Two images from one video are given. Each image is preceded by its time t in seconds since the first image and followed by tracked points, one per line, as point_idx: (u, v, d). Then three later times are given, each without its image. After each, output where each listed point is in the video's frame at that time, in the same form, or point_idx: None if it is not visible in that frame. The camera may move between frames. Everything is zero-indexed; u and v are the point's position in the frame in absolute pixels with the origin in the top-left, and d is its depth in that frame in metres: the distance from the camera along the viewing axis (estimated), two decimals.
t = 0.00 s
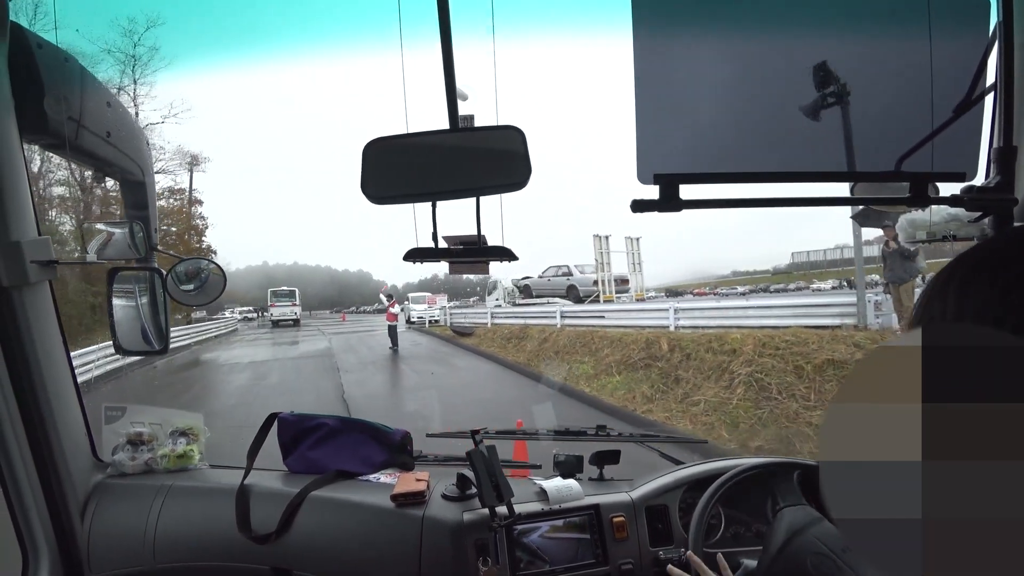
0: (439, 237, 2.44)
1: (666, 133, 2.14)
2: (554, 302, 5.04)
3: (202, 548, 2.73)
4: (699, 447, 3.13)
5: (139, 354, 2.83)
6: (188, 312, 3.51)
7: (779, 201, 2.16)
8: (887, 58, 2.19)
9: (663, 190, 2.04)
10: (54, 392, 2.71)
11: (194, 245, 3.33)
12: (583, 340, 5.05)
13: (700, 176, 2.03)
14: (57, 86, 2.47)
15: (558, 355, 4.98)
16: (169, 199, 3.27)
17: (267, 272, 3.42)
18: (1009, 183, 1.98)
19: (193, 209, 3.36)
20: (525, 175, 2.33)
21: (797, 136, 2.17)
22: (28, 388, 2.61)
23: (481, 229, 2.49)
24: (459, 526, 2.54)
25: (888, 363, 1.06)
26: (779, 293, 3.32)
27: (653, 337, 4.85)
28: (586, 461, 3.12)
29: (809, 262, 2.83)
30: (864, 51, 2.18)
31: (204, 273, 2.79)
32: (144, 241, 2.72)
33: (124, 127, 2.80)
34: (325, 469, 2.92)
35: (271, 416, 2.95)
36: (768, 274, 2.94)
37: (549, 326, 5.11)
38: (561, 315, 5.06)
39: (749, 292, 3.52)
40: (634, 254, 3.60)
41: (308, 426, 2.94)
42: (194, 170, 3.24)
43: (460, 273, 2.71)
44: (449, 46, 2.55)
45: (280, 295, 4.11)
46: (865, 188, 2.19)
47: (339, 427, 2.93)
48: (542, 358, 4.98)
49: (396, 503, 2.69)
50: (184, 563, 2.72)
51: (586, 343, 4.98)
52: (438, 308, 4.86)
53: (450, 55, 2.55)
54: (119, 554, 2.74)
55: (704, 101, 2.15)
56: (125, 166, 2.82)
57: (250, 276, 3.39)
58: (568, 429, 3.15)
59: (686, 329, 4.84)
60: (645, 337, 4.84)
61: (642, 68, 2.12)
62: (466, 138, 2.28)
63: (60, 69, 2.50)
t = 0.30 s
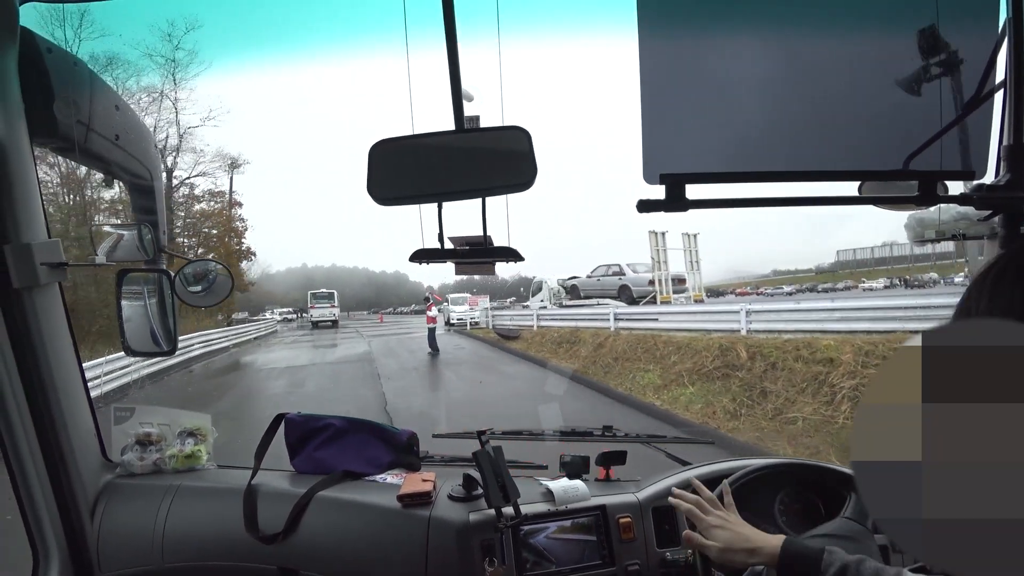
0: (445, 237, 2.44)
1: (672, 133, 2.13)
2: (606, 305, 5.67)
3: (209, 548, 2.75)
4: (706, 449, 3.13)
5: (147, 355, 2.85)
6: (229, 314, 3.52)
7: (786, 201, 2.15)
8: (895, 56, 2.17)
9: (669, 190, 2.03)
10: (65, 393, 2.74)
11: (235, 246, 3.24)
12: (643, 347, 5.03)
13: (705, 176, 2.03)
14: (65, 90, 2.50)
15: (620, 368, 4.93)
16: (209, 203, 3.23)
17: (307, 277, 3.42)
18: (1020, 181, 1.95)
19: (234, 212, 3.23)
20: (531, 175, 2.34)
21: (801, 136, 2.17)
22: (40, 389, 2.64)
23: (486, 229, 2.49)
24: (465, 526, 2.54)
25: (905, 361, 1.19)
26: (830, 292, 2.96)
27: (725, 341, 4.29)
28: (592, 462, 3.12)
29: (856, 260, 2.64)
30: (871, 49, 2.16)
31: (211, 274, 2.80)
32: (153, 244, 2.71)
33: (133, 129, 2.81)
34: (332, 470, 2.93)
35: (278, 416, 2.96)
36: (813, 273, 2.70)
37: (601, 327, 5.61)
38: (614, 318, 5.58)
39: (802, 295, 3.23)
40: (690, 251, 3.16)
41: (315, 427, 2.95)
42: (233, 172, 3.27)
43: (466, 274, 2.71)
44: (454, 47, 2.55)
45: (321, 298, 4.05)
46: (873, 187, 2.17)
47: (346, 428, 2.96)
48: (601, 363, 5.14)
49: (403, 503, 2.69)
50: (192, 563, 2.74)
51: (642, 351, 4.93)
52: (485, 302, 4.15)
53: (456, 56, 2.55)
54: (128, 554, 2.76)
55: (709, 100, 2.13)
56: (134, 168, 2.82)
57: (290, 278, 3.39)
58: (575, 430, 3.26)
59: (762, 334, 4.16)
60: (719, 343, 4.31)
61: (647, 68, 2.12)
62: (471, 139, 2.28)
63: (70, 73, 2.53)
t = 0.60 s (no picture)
0: (448, 237, 2.44)
1: (674, 132, 2.13)
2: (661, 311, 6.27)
3: (211, 547, 2.75)
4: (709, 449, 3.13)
5: (150, 353, 2.86)
6: (263, 314, 3.84)
7: (788, 200, 2.14)
8: (898, 54, 2.16)
9: (671, 189, 2.03)
10: (67, 393, 2.74)
11: (269, 246, 3.40)
12: (712, 358, 4.84)
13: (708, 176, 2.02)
14: (67, 90, 2.52)
15: (686, 380, 4.65)
16: (245, 203, 3.41)
17: (341, 275, 3.45)
18: None
19: (268, 212, 3.42)
20: (533, 175, 2.33)
21: (804, 135, 2.16)
22: (43, 390, 2.65)
23: (489, 229, 2.49)
24: (467, 526, 2.54)
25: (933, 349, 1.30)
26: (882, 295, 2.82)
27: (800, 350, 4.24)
28: (595, 462, 3.12)
29: (901, 261, 2.62)
30: (875, 47, 2.15)
31: (213, 274, 2.80)
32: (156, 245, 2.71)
33: (138, 129, 2.82)
34: (335, 470, 2.94)
35: (281, 416, 2.97)
36: (853, 274, 2.73)
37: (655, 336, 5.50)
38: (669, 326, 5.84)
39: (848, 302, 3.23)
40: (748, 251, 3.11)
41: (318, 427, 2.96)
42: (268, 173, 3.30)
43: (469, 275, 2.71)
44: (457, 47, 2.55)
45: (355, 297, 4.07)
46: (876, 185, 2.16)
47: (348, 427, 2.95)
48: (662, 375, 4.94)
49: (405, 503, 2.70)
50: (194, 562, 2.75)
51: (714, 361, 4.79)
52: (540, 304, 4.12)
53: (459, 56, 2.55)
54: (131, 553, 2.77)
55: (711, 99, 2.13)
56: (136, 168, 2.83)
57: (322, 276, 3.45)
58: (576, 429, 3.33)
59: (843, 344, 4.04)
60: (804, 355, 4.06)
61: (649, 66, 2.11)
62: (474, 140, 2.28)
63: (73, 74, 2.54)
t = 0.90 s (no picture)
0: (448, 237, 2.44)
1: (675, 132, 2.13)
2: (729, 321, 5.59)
3: (212, 547, 2.75)
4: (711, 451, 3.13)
5: (153, 353, 2.85)
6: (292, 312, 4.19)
7: (788, 200, 2.14)
8: (898, 53, 2.16)
9: (673, 189, 2.03)
10: (68, 393, 2.74)
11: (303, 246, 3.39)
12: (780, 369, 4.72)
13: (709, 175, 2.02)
14: (68, 90, 2.51)
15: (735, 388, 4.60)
16: (275, 203, 3.74)
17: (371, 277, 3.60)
18: None
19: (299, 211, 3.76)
20: (534, 175, 2.33)
21: (805, 135, 2.15)
22: (44, 385, 2.67)
23: (489, 229, 2.49)
24: (468, 526, 2.54)
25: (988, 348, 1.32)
26: (931, 301, 2.80)
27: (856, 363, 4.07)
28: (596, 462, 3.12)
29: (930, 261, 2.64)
30: (876, 46, 2.15)
31: (215, 274, 2.80)
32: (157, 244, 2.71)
33: (140, 129, 2.83)
34: (335, 470, 2.94)
35: (282, 416, 2.97)
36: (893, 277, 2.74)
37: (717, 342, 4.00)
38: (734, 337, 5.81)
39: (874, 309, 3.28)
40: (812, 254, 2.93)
41: (319, 426, 2.96)
42: (296, 172, 3.30)
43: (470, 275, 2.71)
44: (458, 49, 2.55)
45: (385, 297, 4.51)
46: (877, 185, 2.16)
47: (349, 428, 2.96)
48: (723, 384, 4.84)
49: (406, 502, 2.70)
50: (194, 562, 2.75)
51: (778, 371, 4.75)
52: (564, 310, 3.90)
53: (459, 57, 2.55)
54: (133, 552, 2.77)
55: (712, 99, 2.13)
56: (138, 169, 2.83)
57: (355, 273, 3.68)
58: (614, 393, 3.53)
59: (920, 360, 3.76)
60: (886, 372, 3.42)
61: (650, 65, 2.11)
62: (474, 140, 2.28)
63: (73, 74, 2.53)
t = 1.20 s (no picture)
0: (448, 237, 2.44)
1: (675, 132, 2.13)
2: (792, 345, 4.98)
3: (210, 546, 2.75)
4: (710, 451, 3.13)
5: (149, 352, 2.82)
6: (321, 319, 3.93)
7: (787, 200, 2.14)
8: (897, 53, 2.16)
9: (672, 190, 2.03)
10: (67, 391, 2.74)
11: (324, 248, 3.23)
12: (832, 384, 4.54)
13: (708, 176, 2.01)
14: (67, 90, 2.51)
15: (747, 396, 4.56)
16: (298, 202, 3.26)
17: (393, 277, 3.44)
18: None
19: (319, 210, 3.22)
20: (533, 175, 2.33)
21: (804, 135, 2.15)
22: (42, 384, 2.66)
23: (489, 229, 2.48)
24: (467, 525, 2.54)
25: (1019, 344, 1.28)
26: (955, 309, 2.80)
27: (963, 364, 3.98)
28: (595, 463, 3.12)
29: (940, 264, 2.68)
30: (875, 45, 2.15)
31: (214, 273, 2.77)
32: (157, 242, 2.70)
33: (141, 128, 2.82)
34: (334, 469, 2.94)
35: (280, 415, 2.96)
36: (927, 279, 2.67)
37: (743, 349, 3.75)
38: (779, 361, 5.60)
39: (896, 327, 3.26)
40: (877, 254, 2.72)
41: (318, 426, 2.96)
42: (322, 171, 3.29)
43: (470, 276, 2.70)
44: (458, 49, 2.55)
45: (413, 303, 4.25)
46: (877, 186, 2.16)
47: (348, 427, 2.95)
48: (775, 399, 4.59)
49: (405, 502, 2.70)
50: (192, 561, 2.75)
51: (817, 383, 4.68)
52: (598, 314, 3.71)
53: (459, 57, 2.55)
54: (131, 551, 2.77)
55: (712, 99, 2.13)
56: (138, 168, 2.82)
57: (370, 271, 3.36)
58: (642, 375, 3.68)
59: None
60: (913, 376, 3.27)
61: (649, 65, 2.11)
62: (473, 140, 2.28)
63: (72, 73, 2.53)
